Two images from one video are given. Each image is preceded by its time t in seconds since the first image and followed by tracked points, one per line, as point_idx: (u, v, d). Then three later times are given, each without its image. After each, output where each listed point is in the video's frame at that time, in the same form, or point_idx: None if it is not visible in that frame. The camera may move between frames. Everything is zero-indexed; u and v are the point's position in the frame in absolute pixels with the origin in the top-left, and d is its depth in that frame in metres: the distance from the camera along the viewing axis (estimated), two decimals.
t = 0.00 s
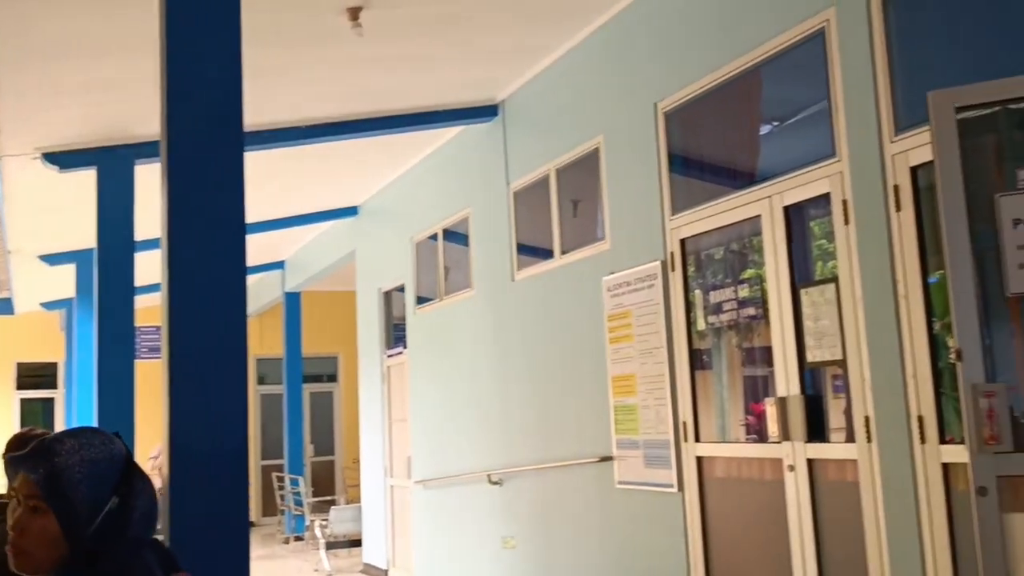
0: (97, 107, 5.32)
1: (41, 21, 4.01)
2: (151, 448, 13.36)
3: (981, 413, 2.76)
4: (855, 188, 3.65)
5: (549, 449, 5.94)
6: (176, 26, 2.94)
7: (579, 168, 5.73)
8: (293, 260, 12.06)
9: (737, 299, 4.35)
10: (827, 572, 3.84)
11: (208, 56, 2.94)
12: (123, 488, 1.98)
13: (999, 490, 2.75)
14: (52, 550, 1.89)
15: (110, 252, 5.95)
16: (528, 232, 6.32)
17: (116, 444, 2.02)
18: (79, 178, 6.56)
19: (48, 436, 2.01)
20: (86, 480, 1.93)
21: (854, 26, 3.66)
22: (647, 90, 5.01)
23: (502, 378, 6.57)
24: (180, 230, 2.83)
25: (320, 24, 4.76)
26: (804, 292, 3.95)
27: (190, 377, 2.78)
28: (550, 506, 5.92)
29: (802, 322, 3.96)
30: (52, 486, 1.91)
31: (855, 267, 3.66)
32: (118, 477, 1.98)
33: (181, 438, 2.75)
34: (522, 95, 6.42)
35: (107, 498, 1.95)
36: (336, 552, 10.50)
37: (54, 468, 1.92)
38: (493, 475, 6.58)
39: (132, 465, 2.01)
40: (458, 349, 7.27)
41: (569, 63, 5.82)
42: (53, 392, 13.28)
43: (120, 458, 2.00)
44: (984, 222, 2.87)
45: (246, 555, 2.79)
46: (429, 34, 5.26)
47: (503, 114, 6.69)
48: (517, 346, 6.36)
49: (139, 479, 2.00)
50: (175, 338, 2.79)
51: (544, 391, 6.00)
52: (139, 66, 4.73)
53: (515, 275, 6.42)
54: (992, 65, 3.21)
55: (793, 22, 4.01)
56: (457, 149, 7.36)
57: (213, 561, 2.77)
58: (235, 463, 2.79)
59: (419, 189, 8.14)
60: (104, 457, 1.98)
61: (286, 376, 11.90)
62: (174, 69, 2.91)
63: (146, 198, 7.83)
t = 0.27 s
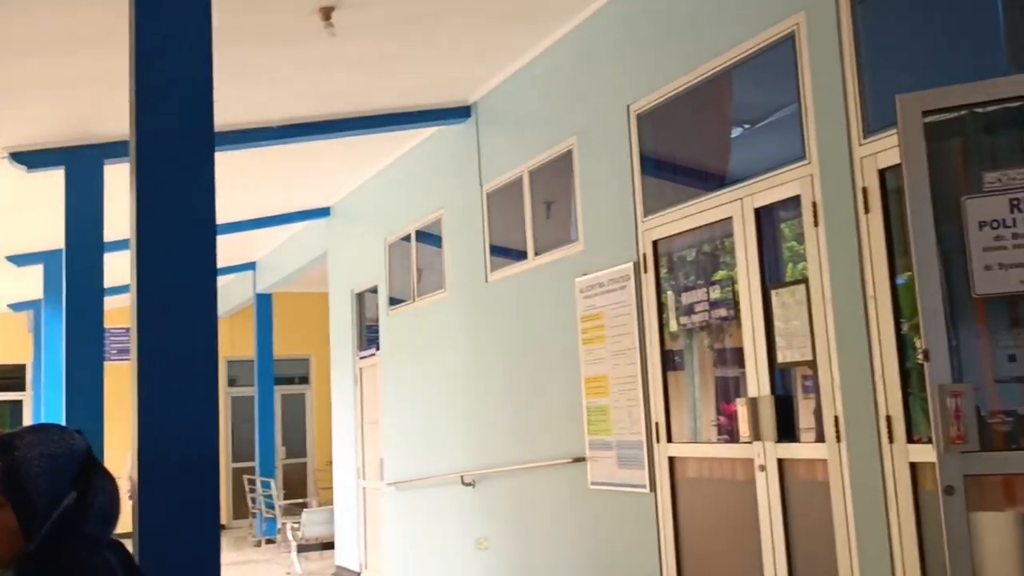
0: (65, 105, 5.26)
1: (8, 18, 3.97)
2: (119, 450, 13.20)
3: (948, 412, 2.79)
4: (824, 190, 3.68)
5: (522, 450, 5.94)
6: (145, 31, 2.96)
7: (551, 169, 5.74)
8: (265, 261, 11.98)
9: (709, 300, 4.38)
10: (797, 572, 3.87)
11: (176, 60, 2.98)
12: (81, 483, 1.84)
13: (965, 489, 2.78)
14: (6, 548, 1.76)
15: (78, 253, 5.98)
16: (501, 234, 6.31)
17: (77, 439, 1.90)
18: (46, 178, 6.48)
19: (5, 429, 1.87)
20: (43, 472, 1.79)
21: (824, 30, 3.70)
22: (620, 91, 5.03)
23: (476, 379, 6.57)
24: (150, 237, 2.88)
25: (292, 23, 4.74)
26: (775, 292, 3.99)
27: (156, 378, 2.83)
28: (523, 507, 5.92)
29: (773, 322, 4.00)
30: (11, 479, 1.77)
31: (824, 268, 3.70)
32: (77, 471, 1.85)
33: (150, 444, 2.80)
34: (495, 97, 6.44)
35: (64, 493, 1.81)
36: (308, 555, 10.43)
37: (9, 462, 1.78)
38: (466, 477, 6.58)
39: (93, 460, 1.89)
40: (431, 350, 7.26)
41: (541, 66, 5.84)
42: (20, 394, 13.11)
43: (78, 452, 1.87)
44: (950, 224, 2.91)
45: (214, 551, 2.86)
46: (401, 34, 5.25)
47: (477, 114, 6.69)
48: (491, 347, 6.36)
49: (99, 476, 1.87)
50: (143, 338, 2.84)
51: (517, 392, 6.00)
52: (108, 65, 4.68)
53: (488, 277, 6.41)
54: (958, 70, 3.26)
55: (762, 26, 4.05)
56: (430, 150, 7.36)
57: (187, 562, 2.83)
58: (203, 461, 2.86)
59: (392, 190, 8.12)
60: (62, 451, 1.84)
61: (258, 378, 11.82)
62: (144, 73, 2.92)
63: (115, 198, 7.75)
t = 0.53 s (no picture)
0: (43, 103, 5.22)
1: None
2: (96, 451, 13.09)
3: (927, 412, 2.81)
4: (804, 192, 3.70)
5: (503, 452, 5.94)
6: (125, 33, 2.94)
7: (533, 170, 5.75)
8: (245, 262, 11.91)
9: (690, 301, 4.40)
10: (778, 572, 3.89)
11: (154, 63, 2.97)
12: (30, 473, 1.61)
13: (944, 488, 2.79)
14: None
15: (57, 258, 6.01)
16: (483, 235, 6.30)
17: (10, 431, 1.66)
18: (23, 176, 6.42)
19: None
20: None
21: (803, 33, 3.73)
22: (601, 93, 5.04)
23: (457, 380, 6.56)
24: (127, 236, 2.87)
25: (272, 22, 4.72)
26: (755, 293, 4.01)
27: (133, 377, 2.84)
28: (504, 508, 5.92)
29: (753, 323, 4.01)
30: None
31: (804, 270, 3.72)
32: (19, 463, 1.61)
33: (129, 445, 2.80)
34: (477, 98, 6.43)
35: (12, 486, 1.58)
36: (288, 556, 10.38)
37: None
38: (448, 478, 6.57)
39: (36, 447, 1.65)
40: (413, 351, 7.25)
41: (522, 67, 5.85)
42: None
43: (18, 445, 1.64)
44: (928, 225, 2.93)
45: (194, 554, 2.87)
46: (382, 34, 5.24)
47: (459, 115, 6.68)
48: (472, 348, 6.36)
49: (46, 462, 1.65)
50: (121, 340, 2.84)
51: (498, 393, 6.00)
52: (87, 63, 4.64)
53: (469, 278, 6.40)
54: (937, 73, 3.28)
55: (742, 29, 4.07)
56: (412, 151, 7.34)
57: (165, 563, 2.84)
58: (183, 464, 2.86)
59: (373, 191, 8.09)
60: None
61: (238, 379, 11.75)
62: (122, 77, 2.92)
63: (94, 198, 7.69)
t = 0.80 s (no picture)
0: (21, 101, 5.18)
1: None
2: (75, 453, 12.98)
3: (906, 411, 2.82)
4: (785, 192, 3.72)
5: (485, 453, 5.94)
6: (104, 33, 2.95)
7: (514, 171, 5.75)
8: (225, 262, 11.85)
9: (672, 301, 4.41)
10: (759, 571, 3.91)
11: (134, 63, 2.97)
12: None
13: (923, 486, 2.82)
14: None
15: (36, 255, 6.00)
16: (465, 235, 6.29)
17: None
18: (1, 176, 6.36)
19: None
20: None
21: (783, 34, 3.75)
22: (583, 93, 5.05)
23: (439, 380, 6.55)
24: (106, 233, 2.87)
25: (253, 20, 4.70)
26: (736, 293, 4.02)
27: (113, 377, 2.84)
28: (486, 509, 5.92)
29: (734, 323, 4.03)
30: None
31: (785, 270, 3.73)
32: None
33: (107, 445, 2.80)
34: (459, 98, 6.43)
35: None
36: (270, 558, 10.33)
37: None
38: (430, 478, 6.56)
39: None
40: (394, 351, 7.23)
41: (504, 67, 5.85)
42: None
43: None
44: (907, 226, 2.96)
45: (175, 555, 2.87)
46: (364, 34, 5.23)
47: (440, 115, 6.67)
48: (454, 349, 6.35)
49: None
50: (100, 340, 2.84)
51: (480, 394, 6.00)
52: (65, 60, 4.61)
53: (451, 278, 6.39)
54: (914, 74, 3.31)
55: (722, 30, 4.10)
56: (393, 151, 7.33)
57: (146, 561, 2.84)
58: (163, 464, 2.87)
59: (355, 191, 8.07)
60: None
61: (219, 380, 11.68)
62: (101, 75, 2.93)
63: (71, 198, 7.63)
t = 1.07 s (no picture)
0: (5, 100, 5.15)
1: None
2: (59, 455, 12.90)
3: (891, 412, 2.84)
4: (770, 194, 3.74)
5: (472, 455, 5.93)
6: (87, 36, 2.96)
7: (501, 172, 5.75)
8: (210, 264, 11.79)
9: (658, 302, 4.42)
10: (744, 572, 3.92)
11: (116, 67, 2.99)
12: None
13: (907, 487, 2.84)
14: None
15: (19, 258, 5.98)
16: (452, 236, 6.29)
17: None
18: None
19: None
20: None
21: (767, 37, 3.77)
22: (569, 95, 5.05)
23: (425, 382, 6.55)
24: (90, 236, 2.89)
25: (239, 20, 4.69)
26: (722, 295, 4.04)
27: (98, 376, 2.86)
28: (473, 511, 5.91)
29: (720, 324, 4.04)
30: None
31: (770, 272, 3.75)
32: None
33: (93, 445, 2.82)
34: (445, 99, 6.42)
35: None
36: (255, 561, 10.29)
37: None
38: (416, 481, 6.56)
39: None
40: (380, 352, 7.22)
41: (490, 69, 5.85)
42: None
43: None
44: (891, 228, 2.98)
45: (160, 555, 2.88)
46: (350, 35, 5.23)
47: (427, 117, 6.67)
48: (440, 351, 6.35)
49: None
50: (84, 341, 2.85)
51: (467, 396, 5.99)
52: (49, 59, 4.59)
53: (438, 280, 6.38)
54: (898, 77, 3.33)
55: (706, 33, 4.12)
56: (380, 153, 7.32)
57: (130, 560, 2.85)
58: (148, 465, 2.88)
59: (341, 193, 8.05)
60: None
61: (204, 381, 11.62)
62: (83, 79, 2.94)
63: (55, 199, 7.60)
